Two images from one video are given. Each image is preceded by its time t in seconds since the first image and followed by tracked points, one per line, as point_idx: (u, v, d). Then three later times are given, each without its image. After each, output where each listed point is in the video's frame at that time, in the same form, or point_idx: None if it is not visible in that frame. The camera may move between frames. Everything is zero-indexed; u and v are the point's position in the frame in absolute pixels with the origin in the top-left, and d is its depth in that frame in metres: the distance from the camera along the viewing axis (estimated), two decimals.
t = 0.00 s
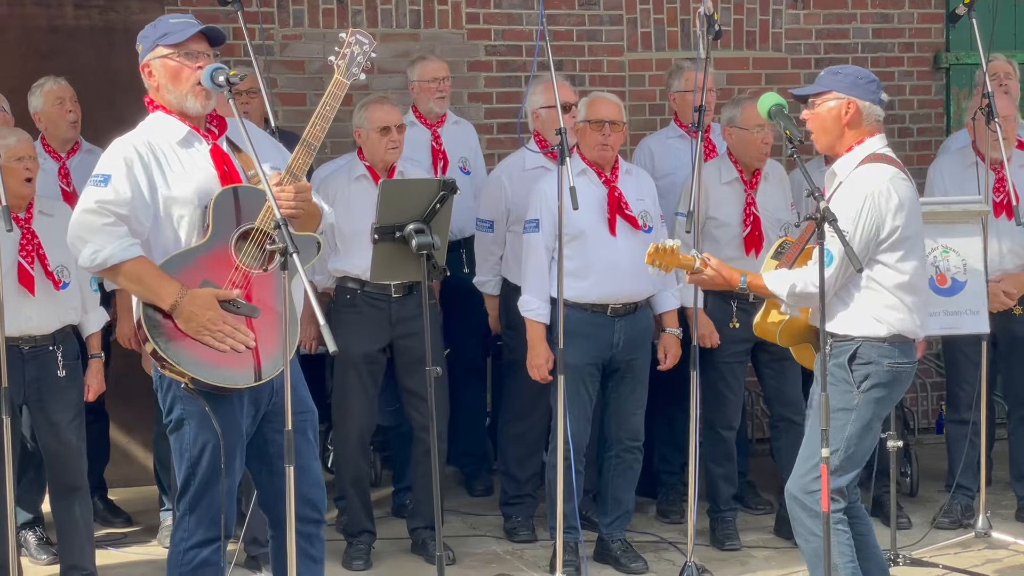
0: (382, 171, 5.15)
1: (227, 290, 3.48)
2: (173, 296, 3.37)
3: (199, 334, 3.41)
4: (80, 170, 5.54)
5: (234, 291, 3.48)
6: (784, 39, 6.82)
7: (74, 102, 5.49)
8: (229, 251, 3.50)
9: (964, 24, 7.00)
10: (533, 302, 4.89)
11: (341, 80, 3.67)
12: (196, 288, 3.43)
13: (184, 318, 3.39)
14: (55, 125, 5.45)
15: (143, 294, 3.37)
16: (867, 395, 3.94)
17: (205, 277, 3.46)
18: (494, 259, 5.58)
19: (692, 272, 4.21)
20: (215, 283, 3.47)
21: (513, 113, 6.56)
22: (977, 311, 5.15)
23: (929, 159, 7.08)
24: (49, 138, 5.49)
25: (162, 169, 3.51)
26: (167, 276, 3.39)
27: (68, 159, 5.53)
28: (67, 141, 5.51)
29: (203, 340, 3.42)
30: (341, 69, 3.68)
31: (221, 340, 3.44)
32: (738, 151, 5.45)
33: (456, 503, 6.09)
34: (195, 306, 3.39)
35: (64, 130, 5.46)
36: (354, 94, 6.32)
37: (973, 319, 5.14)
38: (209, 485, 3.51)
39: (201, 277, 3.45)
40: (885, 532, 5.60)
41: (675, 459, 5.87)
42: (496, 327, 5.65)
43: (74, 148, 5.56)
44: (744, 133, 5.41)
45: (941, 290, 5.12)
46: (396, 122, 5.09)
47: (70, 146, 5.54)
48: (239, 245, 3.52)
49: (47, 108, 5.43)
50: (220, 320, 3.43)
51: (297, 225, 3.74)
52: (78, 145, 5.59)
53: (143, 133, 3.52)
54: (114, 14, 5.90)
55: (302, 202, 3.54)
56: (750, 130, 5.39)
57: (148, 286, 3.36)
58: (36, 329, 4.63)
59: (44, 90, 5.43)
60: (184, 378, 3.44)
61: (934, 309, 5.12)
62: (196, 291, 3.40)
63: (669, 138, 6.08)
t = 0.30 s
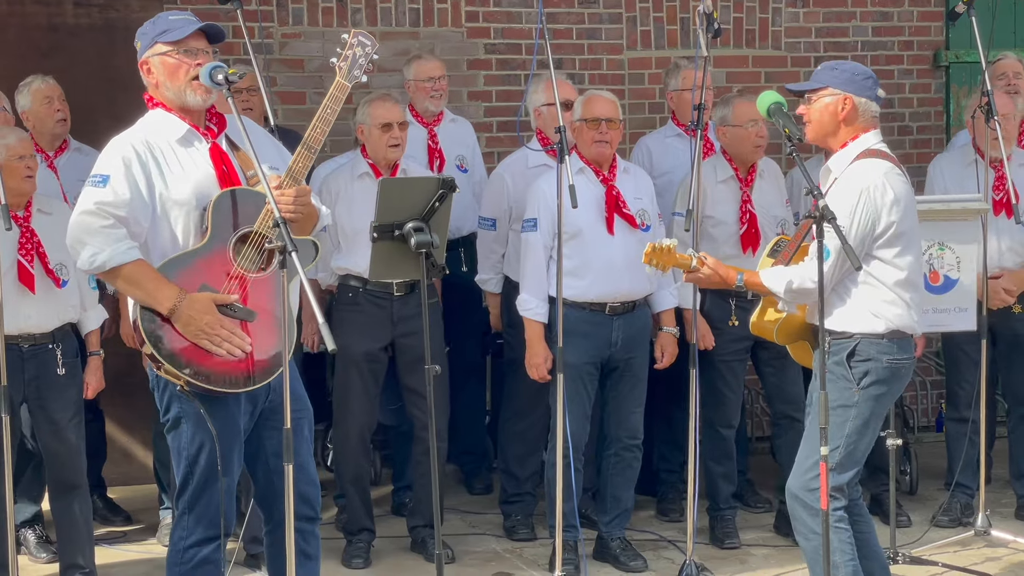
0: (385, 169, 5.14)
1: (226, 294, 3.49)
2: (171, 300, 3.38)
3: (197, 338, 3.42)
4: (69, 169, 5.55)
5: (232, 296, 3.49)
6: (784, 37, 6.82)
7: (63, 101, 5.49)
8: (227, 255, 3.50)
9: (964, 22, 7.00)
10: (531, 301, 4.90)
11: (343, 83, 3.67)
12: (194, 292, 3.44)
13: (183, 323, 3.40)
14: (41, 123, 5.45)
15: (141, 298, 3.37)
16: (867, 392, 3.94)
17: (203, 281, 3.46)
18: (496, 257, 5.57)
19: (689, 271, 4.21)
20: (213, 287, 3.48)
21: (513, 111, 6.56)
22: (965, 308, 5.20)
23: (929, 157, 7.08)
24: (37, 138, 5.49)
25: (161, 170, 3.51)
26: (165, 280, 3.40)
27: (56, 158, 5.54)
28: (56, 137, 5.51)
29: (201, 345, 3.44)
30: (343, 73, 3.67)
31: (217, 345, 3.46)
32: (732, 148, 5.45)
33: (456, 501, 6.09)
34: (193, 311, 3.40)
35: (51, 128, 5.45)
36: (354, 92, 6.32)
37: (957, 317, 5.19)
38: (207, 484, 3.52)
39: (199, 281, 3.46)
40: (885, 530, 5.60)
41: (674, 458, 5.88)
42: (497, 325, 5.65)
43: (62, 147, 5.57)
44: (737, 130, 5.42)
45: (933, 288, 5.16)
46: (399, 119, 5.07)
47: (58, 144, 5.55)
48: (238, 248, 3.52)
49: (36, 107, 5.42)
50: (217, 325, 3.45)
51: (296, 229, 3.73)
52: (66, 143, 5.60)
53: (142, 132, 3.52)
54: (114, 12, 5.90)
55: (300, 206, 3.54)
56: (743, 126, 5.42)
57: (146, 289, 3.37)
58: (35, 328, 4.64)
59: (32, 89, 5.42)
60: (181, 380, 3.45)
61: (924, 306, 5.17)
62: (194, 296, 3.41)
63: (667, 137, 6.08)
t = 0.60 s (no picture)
0: (388, 167, 5.13)
1: (220, 286, 3.48)
2: (167, 296, 3.38)
3: (193, 326, 3.41)
4: (58, 168, 5.54)
5: (226, 288, 3.49)
6: (783, 37, 6.82)
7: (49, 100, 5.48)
8: (223, 253, 3.50)
9: (964, 22, 7.00)
10: (531, 300, 4.90)
11: (339, 80, 3.67)
12: (189, 288, 3.43)
13: (178, 316, 3.40)
14: (31, 123, 5.43)
15: (137, 294, 3.38)
16: (862, 388, 3.95)
17: (198, 277, 3.46)
18: (496, 258, 5.57)
19: (683, 263, 4.23)
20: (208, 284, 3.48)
21: (513, 110, 6.56)
22: (965, 308, 5.19)
23: (928, 157, 7.08)
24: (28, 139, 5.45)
25: (158, 167, 3.50)
26: (162, 276, 3.40)
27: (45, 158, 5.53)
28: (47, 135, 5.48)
29: (198, 331, 3.43)
30: (339, 70, 3.67)
31: (215, 327, 3.44)
32: (727, 147, 5.46)
33: (456, 501, 6.09)
34: (187, 307, 3.40)
35: (41, 128, 5.43)
36: (354, 92, 6.32)
37: (958, 316, 5.19)
38: (202, 482, 3.52)
39: (195, 277, 3.45)
40: (884, 529, 5.61)
41: (674, 457, 5.88)
42: (497, 324, 5.65)
43: (51, 146, 5.56)
44: (731, 128, 5.44)
45: (933, 287, 5.15)
46: (402, 118, 5.06)
47: (47, 143, 5.54)
48: (233, 245, 3.52)
49: (26, 107, 5.40)
50: (215, 319, 3.43)
51: (292, 226, 3.74)
52: (55, 143, 5.59)
53: (140, 130, 3.52)
54: (113, 11, 5.90)
55: (297, 202, 3.53)
56: (738, 125, 5.42)
57: (143, 286, 3.37)
58: (35, 327, 4.63)
59: (22, 89, 5.40)
60: (176, 377, 3.44)
61: (925, 305, 5.16)
62: (190, 291, 3.41)
63: (667, 136, 6.08)
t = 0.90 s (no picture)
0: (389, 167, 5.13)
1: (218, 292, 3.50)
2: (164, 298, 3.38)
3: (188, 336, 3.43)
4: (53, 168, 5.51)
5: (225, 294, 3.50)
6: (782, 37, 6.82)
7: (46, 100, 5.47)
8: (220, 256, 3.50)
9: (962, 22, 7.00)
10: (531, 300, 4.90)
11: (340, 82, 3.68)
12: (186, 290, 3.44)
13: (174, 320, 3.40)
14: (26, 123, 5.43)
15: (134, 295, 3.38)
16: (856, 387, 3.95)
17: (195, 279, 3.47)
18: (491, 258, 5.58)
19: (679, 261, 4.24)
20: (205, 285, 3.48)
21: (512, 110, 6.56)
22: (968, 307, 5.20)
23: (927, 156, 7.08)
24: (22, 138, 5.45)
25: (157, 167, 3.51)
26: (159, 278, 3.41)
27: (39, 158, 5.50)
28: (42, 136, 5.48)
29: (193, 342, 3.44)
30: (340, 71, 3.67)
31: (211, 342, 3.46)
32: (725, 147, 5.45)
33: (455, 500, 6.10)
34: (184, 310, 3.41)
35: (37, 128, 5.43)
36: (353, 91, 6.32)
37: (962, 316, 5.19)
38: (201, 482, 3.52)
39: (192, 278, 3.46)
40: (882, 529, 5.61)
41: (672, 456, 5.88)
42: (496, 323, 5.66)
43: (45, 147, 5.53)
44: (729, 127, 5.42)
45: (935, 287, 5.13)
46: (403, 118, 5.06)
47: (42, 143, 5.52)
48: (232, 246, 3.52)
49: (23, 106, 5.40)
50: (210, 323, 3.45)
51: (292, 228, 3.73)
52: (49, 143, 5.55)
53: (139, 130, 3.52)
54: (112, 11, 5.89)
55: (297, 204, 3.54)
56: (736, 123, 5.41)
57: (139, 287, 3.38)
58: (33, 327, 4.63)
59: (19, 88, 5.41)
60: (172, 379, 3.46)
61: (927, 305, 5.14)
62: (187, 294, 3.42)
63: (668, 135, 6.09)
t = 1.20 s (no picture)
0: (390, 169, 5.13)
1: (215, 287, 3.47)
2: (161, 295, 3.38)
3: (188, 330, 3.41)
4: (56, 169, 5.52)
5: (221, 289, 3.47)
6: (781, 39, 6.82)
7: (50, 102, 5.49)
8: (217, 252, 3.49)
9: (961, 25, 7.00)
10: (531, 303, 4.91)
11: (334, 78, 3.68)
12: (184, 287, 3.44)
13: (173, 316, 3.39)
14: (29, 125, 5.45)
15: (131, 294, 3.39)
16: (858, 388, 3.95)
17: (192, 277, 3.46)
18: (487, 259, 5.57)
19: (675, 270, 4.23)
20: (202, 284, 3.47)
21: (511, 112, 6.56)
22: (963, 309, 5.20)
23: (926, 158, 7.08)
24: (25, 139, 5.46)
25: (154, 167, 3.51)
26: (156, 276, 3.41)
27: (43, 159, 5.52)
28: (45, 138, 5.49)
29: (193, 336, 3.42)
30: (335, 68, 3.67)
31: (212, 331, 3.43)
32: (722, 148, 5.46)
33: (454, 502, 6.10)
34: (182, 306, 3.39)
35: (40, 130, 5.45)
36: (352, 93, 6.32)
37: (957, 318, 5.20)
38: (199, 484, 3.52)
39: (189, 277, 3.46)
40: (881, 531, 5.61)
41: (672, 458, 5.88)
42: (495, 326, 5.67)
43: (48, 149, 5.55)
44: (727, 128, 5.43)
45: (931, 290, 5.15)
46: (403, 120, 5.07)
47: (44, 146, 5.53)
48: (229, 245, 3.51)
49: (26, 109, 5.42)
50: (209, 314, 3.42)
51: (290, 224, 3.74)
52: (50, 147, 5.57)
53: (137, 130, 3.52)
54: (111, 13, 5.90)
55: (292, 200, 3.55)
56: (735, 125, 5.42)
57: (136, 286, 3.38)
58: (32, 329, 4.64)
59: (23, 90, 5.43)
60: (171, 377, 3.45)
61: (923, 306, 5.16)
62: (184, 291, 3.41)
63: (669, 137, 6.09)
